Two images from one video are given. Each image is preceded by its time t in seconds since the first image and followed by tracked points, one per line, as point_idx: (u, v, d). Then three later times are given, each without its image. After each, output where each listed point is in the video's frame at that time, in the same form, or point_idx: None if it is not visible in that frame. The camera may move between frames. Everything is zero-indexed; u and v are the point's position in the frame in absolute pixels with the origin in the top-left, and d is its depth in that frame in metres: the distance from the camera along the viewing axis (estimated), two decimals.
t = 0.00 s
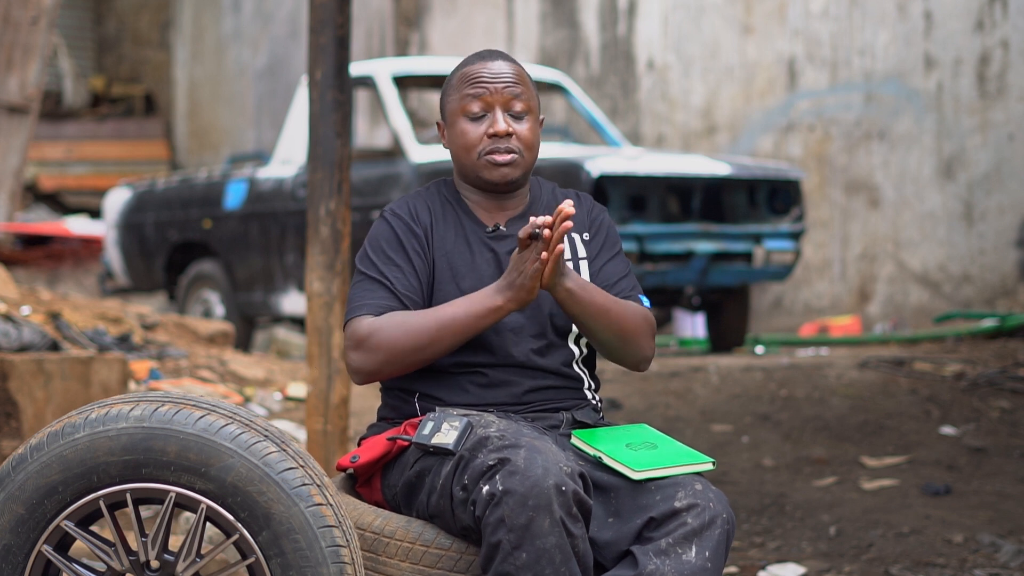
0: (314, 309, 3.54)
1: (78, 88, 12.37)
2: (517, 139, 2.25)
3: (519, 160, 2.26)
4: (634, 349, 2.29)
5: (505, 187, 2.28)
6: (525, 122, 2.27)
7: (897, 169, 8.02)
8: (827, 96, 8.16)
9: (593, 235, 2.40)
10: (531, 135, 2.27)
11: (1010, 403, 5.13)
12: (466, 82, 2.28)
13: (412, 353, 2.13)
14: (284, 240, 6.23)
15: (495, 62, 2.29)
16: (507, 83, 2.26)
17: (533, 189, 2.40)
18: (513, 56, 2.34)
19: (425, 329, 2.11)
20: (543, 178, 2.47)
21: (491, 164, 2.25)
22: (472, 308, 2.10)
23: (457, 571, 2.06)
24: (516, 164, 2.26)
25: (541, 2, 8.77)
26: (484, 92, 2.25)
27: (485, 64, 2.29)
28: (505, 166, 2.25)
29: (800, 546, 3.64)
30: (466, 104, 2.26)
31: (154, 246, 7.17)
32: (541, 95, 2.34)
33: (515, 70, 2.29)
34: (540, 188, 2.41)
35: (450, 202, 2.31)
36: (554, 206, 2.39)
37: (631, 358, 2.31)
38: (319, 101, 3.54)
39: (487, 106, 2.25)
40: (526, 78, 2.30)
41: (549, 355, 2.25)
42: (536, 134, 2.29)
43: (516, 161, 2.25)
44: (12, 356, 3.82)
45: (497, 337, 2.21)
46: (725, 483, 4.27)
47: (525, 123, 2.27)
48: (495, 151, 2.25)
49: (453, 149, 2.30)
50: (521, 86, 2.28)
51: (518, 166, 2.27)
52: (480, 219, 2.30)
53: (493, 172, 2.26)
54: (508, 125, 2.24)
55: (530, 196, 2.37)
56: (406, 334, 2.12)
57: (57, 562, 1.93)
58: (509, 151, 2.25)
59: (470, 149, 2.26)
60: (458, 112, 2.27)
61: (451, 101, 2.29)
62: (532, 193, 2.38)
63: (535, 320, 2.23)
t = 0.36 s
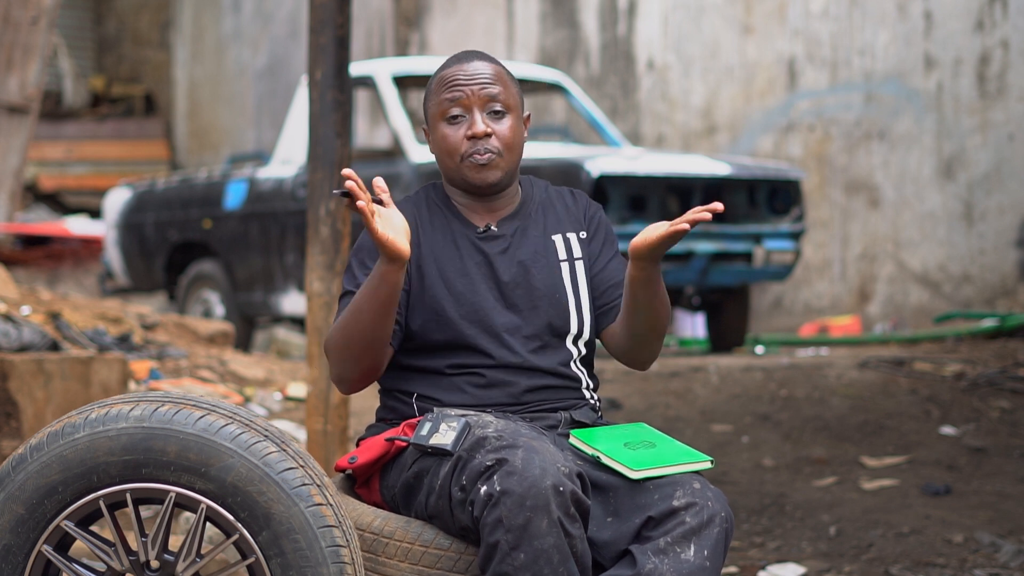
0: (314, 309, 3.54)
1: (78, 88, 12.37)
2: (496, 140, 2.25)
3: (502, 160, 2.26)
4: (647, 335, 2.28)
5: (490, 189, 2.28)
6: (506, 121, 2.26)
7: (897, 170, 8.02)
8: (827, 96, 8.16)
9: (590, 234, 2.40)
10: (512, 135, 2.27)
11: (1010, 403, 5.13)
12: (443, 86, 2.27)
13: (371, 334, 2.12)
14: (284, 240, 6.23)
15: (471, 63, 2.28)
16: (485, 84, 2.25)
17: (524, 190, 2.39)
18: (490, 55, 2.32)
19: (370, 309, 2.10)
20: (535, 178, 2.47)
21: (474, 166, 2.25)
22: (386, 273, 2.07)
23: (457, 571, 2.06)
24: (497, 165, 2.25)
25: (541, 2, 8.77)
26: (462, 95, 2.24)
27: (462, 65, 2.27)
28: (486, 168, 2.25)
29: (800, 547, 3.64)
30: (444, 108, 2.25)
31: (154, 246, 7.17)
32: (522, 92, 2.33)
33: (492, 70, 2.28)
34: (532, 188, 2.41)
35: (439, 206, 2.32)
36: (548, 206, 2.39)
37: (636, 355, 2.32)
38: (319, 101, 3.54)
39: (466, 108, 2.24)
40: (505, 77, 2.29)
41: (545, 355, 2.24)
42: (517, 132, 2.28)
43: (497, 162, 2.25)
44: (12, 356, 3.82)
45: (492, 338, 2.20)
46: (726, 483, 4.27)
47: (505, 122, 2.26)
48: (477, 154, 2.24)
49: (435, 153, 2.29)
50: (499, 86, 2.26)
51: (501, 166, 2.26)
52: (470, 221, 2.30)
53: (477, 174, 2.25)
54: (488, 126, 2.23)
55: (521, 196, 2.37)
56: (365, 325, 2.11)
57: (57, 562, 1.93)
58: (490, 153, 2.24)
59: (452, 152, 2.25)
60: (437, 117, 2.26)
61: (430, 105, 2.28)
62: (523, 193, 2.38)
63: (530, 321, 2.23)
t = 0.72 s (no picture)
0: (314, 309, 3.54)
1: (78, 88, 12.37)
2: (491, 142, 2.25)
3: (497, 163, 2.26)
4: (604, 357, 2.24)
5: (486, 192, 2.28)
6: (501, 123, 2.27)
7: (897, 169, 8.02)
8: (827, 96, 8.16)
9: (587, 236, 2.40)
10: (507, 137, 2.27)
11: (1010, 403, 5.12)
12: (439, 87, 2.27)
13: (413, 373, 2.14)
14: (284, 240, 6.23)
15: (467, 65, 2.28)
16: (480, 86, 2.25)
17: (522, 190, 2.39)
18: (486, 58, 2.33)
19: (421, 351, 2.12)
20: (532, 177, 2.47)
21: (468, 169, 2.25)
22: (465, 331, 2.10)
23: (457, 572, 2.06)
24: (492, 169, 2.25)
25: (541, 2, 8.77)
26: (458, 97, 2.24)
27: (458, 67, 2.28)
28: (481, 172, 2.25)
29: (800, 546, 3.64)
30: (440, 110, 2.26)
31: (154, 246, 7.17)
32: (519, 94, 2.33)
33: (489, 72, 2.28)
34: (530, 189, 2.41)
35: (437, 207, 2.31)
36: (545, 207, 2.39)
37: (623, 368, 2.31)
38: (319, 101, 3.54)
39: (461, 111, 2.25)
40: (501, 79, 2.29)
41: (543, 356, 2.24)
42: (512, 134, 2.29)
43: (492, 166, 2.25)
44: (12, 356, 3.82)
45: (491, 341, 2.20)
46: (725, 483, 4.27)
47: (500, 124, 2.27)
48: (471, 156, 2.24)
49: (430, 155, 2.30)
50: (495, 89, 2.27)
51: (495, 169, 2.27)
52: (469, 223, 2.30)
53: (471, 177, 2.26)
54: (483, 129, 2.24)
55: (519, 197, 2.36)
56: (406, 360, 2.13)
57: (57, 562, 1.93)
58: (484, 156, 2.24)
59: (445, 153, 2.25)
60: (433, 118, 2.27)
61: (426, 107, 2.29)
62: (521, 194, 2.38)
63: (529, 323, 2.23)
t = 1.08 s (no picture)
0: (314, 309, 3.54)
1: (78, 88, 12.38)
2: (499, 144, 2.25)
3: (505, 165, 2.26)
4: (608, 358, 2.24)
5: (494, 194, 2.28)
6: (508, 125, 2.26)
7: (897, 169, 8.02)
8: (827, 96, 8.16)
9: (593, 236, 2.39)
10: (515, 138, 2.27)
11: (1010, 403, 5.13)
12: (445, 90, 2.26)
13: (416, 370, 2.14)
14: (284, 240, 6.23)
15: (474, 66, 2.27)
16: (488, 88, 2.25)
17: (528, 189, 2.39)
18: (492, 57, 2.31)
19: (423, 347, 2.12)
20: (538, 176, 2.47)
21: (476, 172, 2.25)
22: (464, 322, 2.10)
23: (457, 572, 2.06)
24: (500, 170, 2.26)
25: (541, 2, 8.76)
26: (464, 100, 2.24)
27: (465, 68, 2.27)
28: (489, 173, 2.25)
29: (800, 546, 3.64)
30: (446, 113, 2.25)
31: (154, 246, 7.17)
32: (525, 93, 2.32)
33: (496, 73, 2.27)
34: (535, 188, 2.41)
35: (444, 207, 2.31)
36: (551, 207, 2.39)
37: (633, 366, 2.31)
38: (319, 101, 3.54)
39: (468, 113, 2.24)
40: (508, 79, 2.29)
41: (545, 359, 2.25)
42: (520, 136, 2.28)
43: (500, 166, 2.25)
44: (12, 356, 3.82)
45: (495, 344, 2.21)
46: (725, 483, 4.27)
47: (508, 126, 2.26)
48: (479, 160, 2.24)
49: (437, 157, 2.29)
50: (503, 90, 2.26)
51: (503, 171, 2.26)
52: (477, 224, 2.30)
53: (479, 180, 2.25)
54: (491, 132, 2.23)
55: (525, 196, 2.37)
56: (409, 357, 2.12)
57: (57, 562, 1.93)
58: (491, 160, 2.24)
59: (453, 156, 2.25)
60: (439, 121, 2.26)
61: (432, 109, 2.28)
62: (527, 193, 2.38)
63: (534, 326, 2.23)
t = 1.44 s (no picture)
0: (314, 308, 3.54)
1: (78, 88, 12.39)
2: (501, 144, 2.25)
3: (506, 165, 2.26)
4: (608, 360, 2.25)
5: (493, 194, 2.28)
6: (512, 126, 2.27)
7: (897, 169, 8.02)
8: (827, 96, 8.16)
9: (592, 238, 2.40)
10: (518, 140, 2.27)
11: (1010, 403, 5.13)
12: (453, 85, 2.27)
13: (417, 373, 2.14)
14: (284, 240, 6.23)
15: (483, 64, 2.27)
16: (494, 87, 2.25)
17: (527, 190, 2.39)
18: (502, 57, 2.32)
19: (423, 350, 2.12)
20: (537, 177, 2.47)
21: (476, 170, 2.25)
22: (466, 327, 2.10)
23: (457, 572, 2.06)
24: (502, 172, 2.25)
25: (541, 2, 8.76)
26: (470, 97, 2.24)
27: (474, 65, 2.27)
28: (490, 174, 2.25)
29: (800, 547, 3.64)
30: (451, 108, 2.25)
31: (154, 246, 7.16)
32: (532, 95, 2.33)
33: (504, 73, 2.27)
34: (535, 189, 2.41)
35: (443, 207, 2.31)
36: (551, 208, 2.39)
37: (628, 370, 2.32)
38: (319, 101, 3.54)
39: (473, 110, 2.25)
40: (516, 80, 2.29)
41: (544, 359, 2.25)
42: (523, 138, 2.28)
43: (502, 169, 2.25)
44: (12, 356, 3.82)
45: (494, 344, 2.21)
46: (725, 483, 4.27)
47: (512, 127, 2.26)
48: (479, 158, 2.25)
49: (439, 152, 2.30)
50: (509, 90, 2.26)
51: (504, 172, 2.26)
52: (474, 223, 2.30)
53: (478, 178, 2.25)
54: (494, 131, 2.24)
55: (525, 196, 2.37)
56: (409, 360, 2.13)
57: (56, 562, 1.93)
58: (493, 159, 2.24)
59: (455, 152, 2.26)
60: (444, 115, 2.27)
61: (439, 104, 2.29)
62: (527, 194, 2.38)
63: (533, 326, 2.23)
